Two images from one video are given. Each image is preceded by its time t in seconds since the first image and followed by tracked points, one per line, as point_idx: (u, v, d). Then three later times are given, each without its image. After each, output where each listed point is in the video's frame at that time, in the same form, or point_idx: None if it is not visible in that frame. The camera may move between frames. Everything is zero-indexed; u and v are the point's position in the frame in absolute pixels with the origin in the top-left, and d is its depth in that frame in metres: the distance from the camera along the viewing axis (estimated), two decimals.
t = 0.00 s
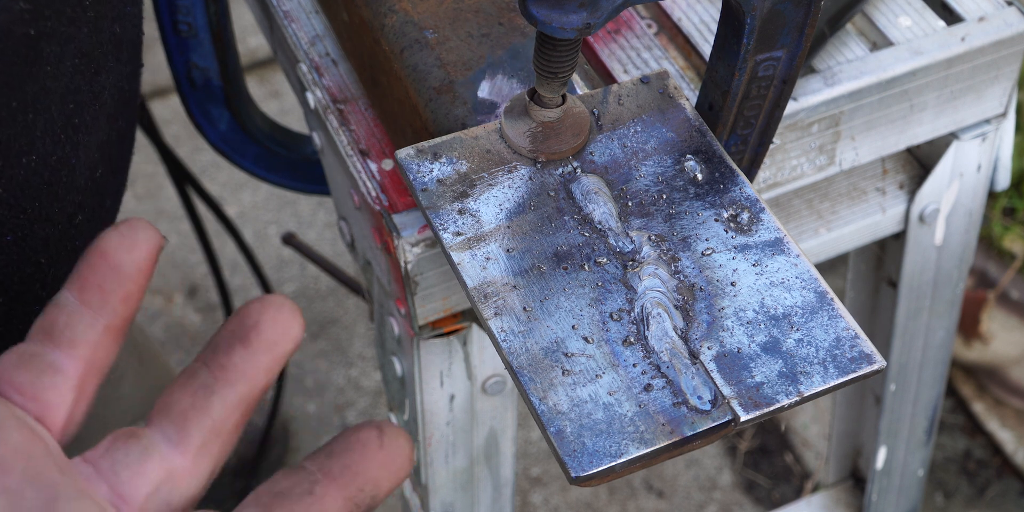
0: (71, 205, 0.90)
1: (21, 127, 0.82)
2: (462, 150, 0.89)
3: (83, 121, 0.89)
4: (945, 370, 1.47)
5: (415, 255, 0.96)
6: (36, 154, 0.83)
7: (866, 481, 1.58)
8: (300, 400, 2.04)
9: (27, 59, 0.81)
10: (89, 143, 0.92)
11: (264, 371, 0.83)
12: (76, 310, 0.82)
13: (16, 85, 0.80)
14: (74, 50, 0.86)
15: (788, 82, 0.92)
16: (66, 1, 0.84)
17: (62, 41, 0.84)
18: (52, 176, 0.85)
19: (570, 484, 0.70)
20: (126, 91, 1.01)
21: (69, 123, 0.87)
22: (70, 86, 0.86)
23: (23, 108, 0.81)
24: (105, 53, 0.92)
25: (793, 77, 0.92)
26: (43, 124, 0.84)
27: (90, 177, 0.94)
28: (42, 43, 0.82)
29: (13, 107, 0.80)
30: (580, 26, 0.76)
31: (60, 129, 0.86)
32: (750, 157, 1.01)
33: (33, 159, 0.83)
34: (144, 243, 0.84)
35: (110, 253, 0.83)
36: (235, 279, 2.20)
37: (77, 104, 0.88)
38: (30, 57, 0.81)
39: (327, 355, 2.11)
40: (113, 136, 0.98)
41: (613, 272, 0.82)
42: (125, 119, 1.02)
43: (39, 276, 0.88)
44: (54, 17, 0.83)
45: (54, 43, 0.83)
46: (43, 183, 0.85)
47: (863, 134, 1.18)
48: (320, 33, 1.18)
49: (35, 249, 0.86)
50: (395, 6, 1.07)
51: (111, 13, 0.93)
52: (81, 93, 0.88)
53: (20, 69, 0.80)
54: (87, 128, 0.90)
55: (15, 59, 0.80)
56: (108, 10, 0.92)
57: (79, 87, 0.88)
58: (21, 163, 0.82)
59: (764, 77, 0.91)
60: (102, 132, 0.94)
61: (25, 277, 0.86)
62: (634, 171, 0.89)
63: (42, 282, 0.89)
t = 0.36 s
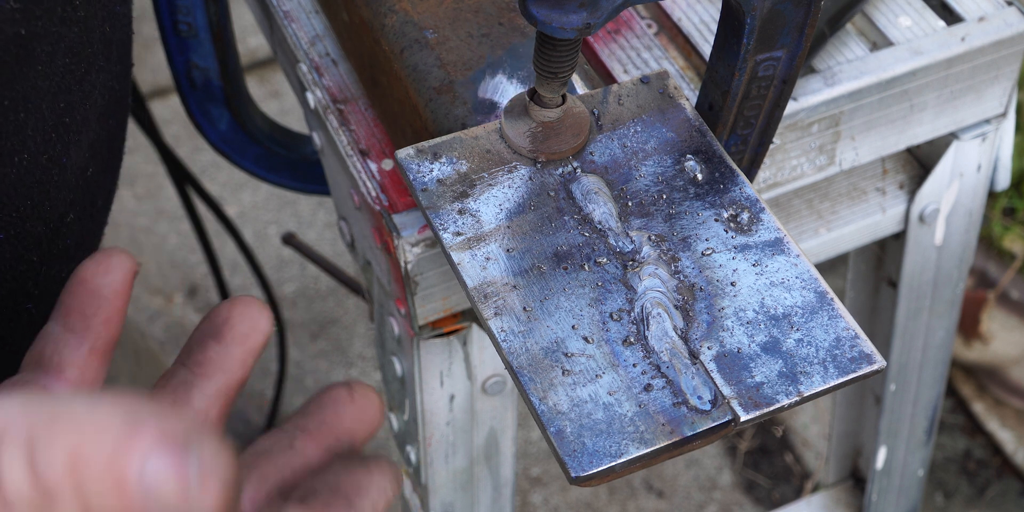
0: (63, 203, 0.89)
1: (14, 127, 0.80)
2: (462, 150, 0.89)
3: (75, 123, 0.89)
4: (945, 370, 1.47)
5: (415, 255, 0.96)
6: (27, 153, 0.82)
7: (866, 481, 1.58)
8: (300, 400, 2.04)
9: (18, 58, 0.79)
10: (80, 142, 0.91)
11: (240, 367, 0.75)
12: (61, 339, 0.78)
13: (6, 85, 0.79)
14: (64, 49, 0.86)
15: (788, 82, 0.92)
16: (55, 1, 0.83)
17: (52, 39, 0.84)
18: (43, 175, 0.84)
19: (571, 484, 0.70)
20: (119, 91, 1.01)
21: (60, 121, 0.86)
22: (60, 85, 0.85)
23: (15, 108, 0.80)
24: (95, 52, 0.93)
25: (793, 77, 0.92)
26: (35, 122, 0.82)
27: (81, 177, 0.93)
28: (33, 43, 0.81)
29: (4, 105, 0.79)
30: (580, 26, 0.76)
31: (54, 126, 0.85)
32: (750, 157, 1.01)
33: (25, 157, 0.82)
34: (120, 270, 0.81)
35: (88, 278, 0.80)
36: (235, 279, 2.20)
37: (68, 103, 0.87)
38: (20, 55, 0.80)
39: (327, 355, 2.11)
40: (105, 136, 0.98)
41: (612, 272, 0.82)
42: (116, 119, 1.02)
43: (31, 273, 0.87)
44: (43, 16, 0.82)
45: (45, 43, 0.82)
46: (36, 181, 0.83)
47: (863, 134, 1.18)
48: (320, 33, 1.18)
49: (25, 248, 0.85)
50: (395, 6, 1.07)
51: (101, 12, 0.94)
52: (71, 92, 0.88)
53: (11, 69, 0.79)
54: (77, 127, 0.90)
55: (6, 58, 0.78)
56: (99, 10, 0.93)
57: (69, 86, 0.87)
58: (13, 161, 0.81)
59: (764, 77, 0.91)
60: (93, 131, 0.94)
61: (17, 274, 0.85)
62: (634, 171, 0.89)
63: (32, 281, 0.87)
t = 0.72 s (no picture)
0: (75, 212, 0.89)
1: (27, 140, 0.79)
2: (462, 150, 0.89)
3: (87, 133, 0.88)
4: (945, 370, 1.47)
5: (415, 255, 0.96)
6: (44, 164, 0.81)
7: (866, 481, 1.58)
8: (301, 400, 2.04)
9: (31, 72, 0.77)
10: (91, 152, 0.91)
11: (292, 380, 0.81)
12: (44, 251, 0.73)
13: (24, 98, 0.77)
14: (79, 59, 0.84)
15: (788, 82, 0.92)
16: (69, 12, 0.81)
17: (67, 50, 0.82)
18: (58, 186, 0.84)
19: (570, 484, 0.70)
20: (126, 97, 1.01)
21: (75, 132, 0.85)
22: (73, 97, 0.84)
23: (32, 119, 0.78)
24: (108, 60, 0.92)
25: (793, 77, 0.92)
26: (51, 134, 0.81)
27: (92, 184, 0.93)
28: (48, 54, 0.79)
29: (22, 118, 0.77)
30: (580, 27, 0.76)
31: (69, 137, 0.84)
32: (750, 157, 1.01)
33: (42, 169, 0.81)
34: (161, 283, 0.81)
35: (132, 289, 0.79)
36: (235, 279, 2.20)
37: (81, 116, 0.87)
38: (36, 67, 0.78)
39: (327, 355, 2.11)
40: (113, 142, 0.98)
41: (613, 272, 0.82)
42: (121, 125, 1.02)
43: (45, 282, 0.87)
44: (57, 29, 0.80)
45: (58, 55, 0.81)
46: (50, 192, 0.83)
47: (862, 134, 1.18)
48: (320, 32, 1.18)
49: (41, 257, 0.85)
50: (395, 6, 1.07)
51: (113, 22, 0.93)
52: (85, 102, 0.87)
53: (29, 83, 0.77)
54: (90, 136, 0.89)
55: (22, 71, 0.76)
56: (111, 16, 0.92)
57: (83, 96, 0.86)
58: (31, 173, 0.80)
59: (764, 77, 0.91)
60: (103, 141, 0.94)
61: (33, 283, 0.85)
62: (634, 171, 0.89)
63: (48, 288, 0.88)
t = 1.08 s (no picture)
0: (81, 217, 0.88)
1: (33, 142, 0.78)
2: (462, 150, 0.89)
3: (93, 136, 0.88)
4: (945, 370, 1.47)
5: (415, 255, 0.96)
6: (49, 168, 0.80)
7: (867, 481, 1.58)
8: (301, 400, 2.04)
9: (39, 72, 0.76)
10: (99, 155, 0.90)
11: (293, 404, 0.86)
12: (99, 342, 0.82)
13: (30, 100, 0.76)
14: (84, 62, 0.84)
15: (788, 81, 0.92)
16: (78, 13, 0.81)
17: (73, 53, 0.81)
18: (64, 190, 0.83)
19: (571, 484, 0.70)
20: (135, 100, 1.01)
21: (81, 135, 0.85)
22: (80, 98, 0.84)
23: (37, 122, 0.77)
24: (115, 63, 0.91)
25: (793, 77, 0.92)
26: (55, 137, 0.81)
27: (99, 188, 0.93)
28: (53, 56, 0.78)
29: (28, 121, 0.76)
30: (580, 26, 0.76)
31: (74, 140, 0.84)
32: (750, 157, 1.01)
33: (47, 173, 0.80)
34: (171, 286, 0.88)
35: (139, 291, 0.87)
36: (235, 279, 2.20)
37: (88, 117, 0.86)
38: (42, 69, 0.77)
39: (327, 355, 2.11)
40: (121, 146, 0.98)
41: (613, 272, 0.82)
42: (131, 128, 1.01)
43: (50, 288, 0.86)
44: (65, 30, 0.79)
45: (65, 56, 0.80)
46: (55, 197, 0.82)
47: (863, 134, 1.18)
48: (320, 32, 1.18)
49: (45, 262, 0.84)
50: (394, 6, 1.07)
51: (121, 24, 0.92)
52: (92, 105, 0.86)
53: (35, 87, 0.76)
54: (97, 140, 0.89)
55: (28, 74, 0.75)
56: (119, 20, 0.91)
57: (89, 99, 0.85)
58: (35, 176, 0.79)
59: (764, 77, 0.91)
60: (110, 143, 0.93)
61: (36, 289, 0.84)
62: (634, 171, 0.89)
63: (52, 293, 0.87)
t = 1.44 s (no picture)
0: (82, 211, 0.88)
1: (36, 137, 0.78)
2: (462, 150, 0.89)
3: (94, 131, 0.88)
4: (945, 370, 1.47)
5: (415, 255, 0.96)
6: (51, 161, 0.80)
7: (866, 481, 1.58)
8: (301, 400, 2.05)
9: (42, 66, 0.76)
10: (99, 150, 0.90)
11: (286, 374, 0.84)
12: (98, 324, 0.84)
13: (32, 94, 0.76)
14: (86, 56, 0.84)
15: (788, 82, 0.92)
16: (80, 9, 0.81)
17: (75, 48, 0.81)
18: (64, 183, 0.83)
19: (570, 484, 0.70)
20: (136, 97, 1.01)
21: (82, 129, 0.85)
22: (82, 93, 0.84)
23: (39, 116, 0.77)
24: (116, 58, 0.91)
25: (793, 77, 0.92)
26: (57, 131, 0.80)
27: (100, 184, 0.93)
28: (56, 50, 0.78)
29: (30, 114, 0.76)
30: (580, 26, 0.76)
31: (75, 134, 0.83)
32: (750, 157, 1.01)
33: (49, 166, 0.80)
34: (165, 265, 0.89)
35: (135, 271, 0.87)
36: (235, 279, 2.20)
37: (90, 112, 0.86)
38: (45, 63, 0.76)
39: (326, 355, 2.11)
40: (122, 142, 0.98)
41: (612, 272, 0.82)
42: (131, 125, 1.01)
43: (51, 282, 0.86)
44: (68, 24, 0.79)
45: (68, 50, 0.80)
46: (56, 191, 0.82)
47: (862, 134, 1.18)
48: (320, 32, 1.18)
49: (47, 257, 0.84)
50: (395, 6, 1.07)
51: (122, 20, 0.92)
52: (93, 99, 0.86)
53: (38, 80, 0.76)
54: (98, 135, 0.89)
55: (31, 67, 0.75)
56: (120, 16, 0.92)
57: (91, 94, 0.85)
58: (37, 170, 0.79)
59: (764, 77, 0.91)
60: (111, 139, 0.93)
61: (38, 283, 0.84)
62: (634, 171, 0.89)
63: (54, 288, 0.88)
